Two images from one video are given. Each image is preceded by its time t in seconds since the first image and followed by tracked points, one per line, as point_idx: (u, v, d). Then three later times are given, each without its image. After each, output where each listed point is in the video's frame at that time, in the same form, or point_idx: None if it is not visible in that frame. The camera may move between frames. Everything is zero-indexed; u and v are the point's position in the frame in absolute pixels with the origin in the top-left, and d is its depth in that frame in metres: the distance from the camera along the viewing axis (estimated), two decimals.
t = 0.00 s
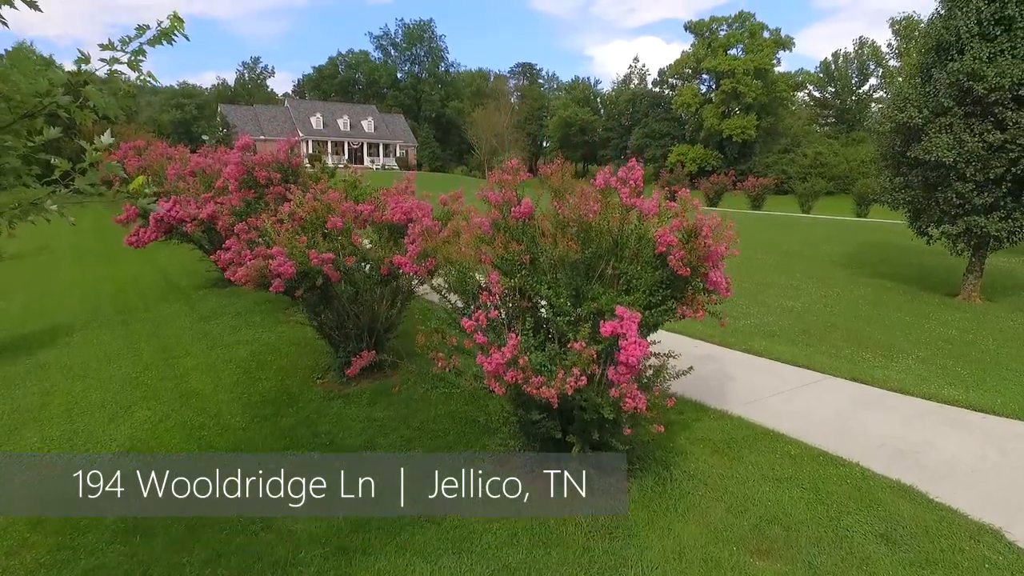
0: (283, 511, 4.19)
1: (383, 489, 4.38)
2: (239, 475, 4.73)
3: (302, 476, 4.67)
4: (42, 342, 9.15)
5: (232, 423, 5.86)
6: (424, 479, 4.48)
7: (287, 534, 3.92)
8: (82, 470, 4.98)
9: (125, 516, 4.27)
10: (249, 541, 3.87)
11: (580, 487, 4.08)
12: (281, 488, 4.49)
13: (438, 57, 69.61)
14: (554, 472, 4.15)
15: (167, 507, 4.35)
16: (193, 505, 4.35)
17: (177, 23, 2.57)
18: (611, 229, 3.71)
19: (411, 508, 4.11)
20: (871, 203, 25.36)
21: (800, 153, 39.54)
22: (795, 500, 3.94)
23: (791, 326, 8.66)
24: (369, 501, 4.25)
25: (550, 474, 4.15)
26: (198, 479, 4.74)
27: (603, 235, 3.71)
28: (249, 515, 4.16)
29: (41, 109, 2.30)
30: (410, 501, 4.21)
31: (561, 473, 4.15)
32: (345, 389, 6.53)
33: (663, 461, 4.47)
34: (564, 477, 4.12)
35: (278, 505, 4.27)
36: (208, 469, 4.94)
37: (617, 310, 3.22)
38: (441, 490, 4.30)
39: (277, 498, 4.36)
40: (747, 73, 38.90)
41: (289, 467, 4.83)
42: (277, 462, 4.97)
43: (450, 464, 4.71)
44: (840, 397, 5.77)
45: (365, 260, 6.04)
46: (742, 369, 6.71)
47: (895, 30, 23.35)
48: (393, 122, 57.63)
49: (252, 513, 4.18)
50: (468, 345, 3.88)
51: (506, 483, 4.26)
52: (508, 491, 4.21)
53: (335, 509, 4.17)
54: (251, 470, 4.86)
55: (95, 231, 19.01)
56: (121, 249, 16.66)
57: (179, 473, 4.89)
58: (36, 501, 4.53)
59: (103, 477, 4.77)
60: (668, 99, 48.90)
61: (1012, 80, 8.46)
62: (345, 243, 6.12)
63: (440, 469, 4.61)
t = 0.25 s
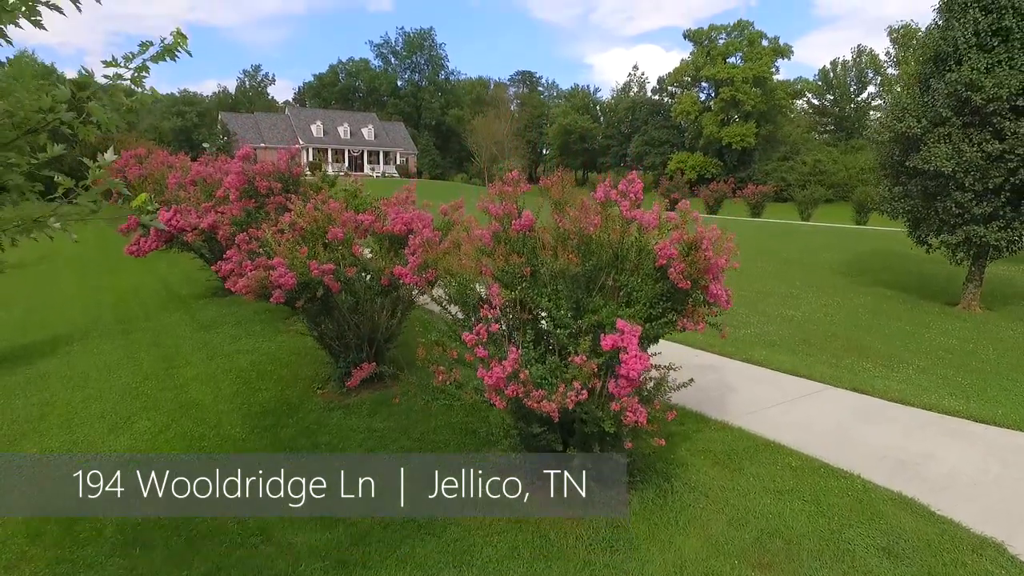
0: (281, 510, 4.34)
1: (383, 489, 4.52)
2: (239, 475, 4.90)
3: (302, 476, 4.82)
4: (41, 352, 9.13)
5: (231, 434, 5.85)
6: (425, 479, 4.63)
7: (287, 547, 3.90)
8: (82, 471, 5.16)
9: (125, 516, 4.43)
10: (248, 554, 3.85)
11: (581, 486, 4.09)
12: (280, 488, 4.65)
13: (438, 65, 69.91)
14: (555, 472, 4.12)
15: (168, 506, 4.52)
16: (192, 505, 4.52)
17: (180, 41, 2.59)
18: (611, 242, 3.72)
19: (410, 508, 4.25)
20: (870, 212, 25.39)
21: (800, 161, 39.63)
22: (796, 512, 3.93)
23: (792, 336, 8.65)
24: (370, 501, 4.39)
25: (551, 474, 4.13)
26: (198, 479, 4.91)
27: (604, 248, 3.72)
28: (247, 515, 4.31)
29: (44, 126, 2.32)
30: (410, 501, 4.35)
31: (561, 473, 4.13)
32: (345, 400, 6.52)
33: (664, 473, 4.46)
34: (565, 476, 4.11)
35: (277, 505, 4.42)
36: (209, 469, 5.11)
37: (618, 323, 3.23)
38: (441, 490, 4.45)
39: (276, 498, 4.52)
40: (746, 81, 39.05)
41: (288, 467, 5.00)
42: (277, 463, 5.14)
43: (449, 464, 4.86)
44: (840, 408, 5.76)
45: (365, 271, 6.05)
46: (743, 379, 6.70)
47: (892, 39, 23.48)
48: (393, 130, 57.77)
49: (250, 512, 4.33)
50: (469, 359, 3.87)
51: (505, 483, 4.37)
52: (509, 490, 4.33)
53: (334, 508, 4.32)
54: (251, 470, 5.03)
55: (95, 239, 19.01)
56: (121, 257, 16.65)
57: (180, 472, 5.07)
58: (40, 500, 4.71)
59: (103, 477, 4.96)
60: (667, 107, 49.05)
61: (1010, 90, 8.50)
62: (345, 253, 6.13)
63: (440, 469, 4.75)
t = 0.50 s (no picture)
0: (279, 509, 4.53)
1: (383, 490, 4.70)
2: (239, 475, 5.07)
3: (301, 483, 4.92)
4: (41, 362, 9.12)
5: (231, 445, 5.83)
6: (426, 479, 4.79)
7: (286, 560, 3.89)
8: (82, 471, 5.35)
9: (127, 522, 4.52)
10: (248, 568, 3.84)
11: (580, 486, 4.05)
12: (279, 490, 4.83)
13: (438, 73, 70.20)
14: (554, 473, 4.03)
15: (168, 506, 4.71)
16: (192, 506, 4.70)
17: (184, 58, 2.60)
18: (612, 255, 3.73)
19: (409, 508, 4.41)
20: (870, 219, 25.43)
21: (799, 169, 39.72)
22: (797, 525, 3.92)
23: (792, 345, 8.66)
24: (370, 504, 4.53)
25: (551, 476, 4.05)
26: (198, 479, 5.11)
27: (604, 261, 3.73)
28: (248, 514, 4.50)
29: (47, 140, 2.32)
30: (410, 502, 4.50)
31: (560, 473, 4.04)
32: (345, 410, 6.51)
33: (665, 484, 4.45)
34: (565, 477, 4.03)
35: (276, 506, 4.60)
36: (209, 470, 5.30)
37: (618, 337, 3.23)
38: (441, 490, 4.61)
39: (276, 499, 4.70)
40: (745, 89, 39.19)
41: (288, 473, 5.10)
42: (276, 463, 5.32)
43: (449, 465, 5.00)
44: (841, 419, 5.76)
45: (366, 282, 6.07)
46: (743, 389, 6.70)
47: (891, 48, 23.60)
48: (394, 138, 57.95)
49: (250, 512, 4.51)
50: (469, 372, 3.88)
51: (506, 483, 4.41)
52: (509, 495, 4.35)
53: (333, 509, 4.49)
54: (251, 476, 5.12)
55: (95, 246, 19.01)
56: (121, 266, 16.64)
57: (179, 473, 5.26)
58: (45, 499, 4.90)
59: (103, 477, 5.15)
60: (667, 115, 49.20)
61: (1008, 100, 8.53)
62: (346, 264, 6.14)
63: (440, 469, 4.90)
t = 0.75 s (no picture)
0: (279, 516, 4.61)
1: (385, 492, 4.85)
2: (240, 475, 5.29)
3: (301, 494, 4.92)
4: (41, 372, 9.11)
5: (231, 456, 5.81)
6: (426, 479, 4.98)
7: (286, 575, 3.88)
8: (83, 478, 5.41)
9: (126, 535, 4.51)
10: None
11: (580, 486, 3.94)
12: (280, 489, 5.03)
13: (438, 82, 70.50)
14: (554, 472, 3.93)
15: (170, 504, 4.92)
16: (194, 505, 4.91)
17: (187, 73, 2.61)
18: (613, 268, 3.74)
19: (409, 507, 4.61)
20: (869, 227, 25.47)
21: (798, 177, 39.81)
22: (799, 539, 3.91)
23: (792, 355, 8.66)
24: (371, 505, 4.69)
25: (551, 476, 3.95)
26: (199, 490, 5.12)
27: (604, 274, 3.74)
28: (247, 527, 4.49)
29: (50, 157, 2.31)
30: (411, 500, 4.70)
31: (560, 473, 3.93)
32: (345, 421, 6.51)
33: (665, 497, 4.45)
34: (565, 476, 3.92)
35: (277, 504, 4.82)
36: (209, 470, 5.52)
37: (618, 351, 3.24)
38: (442, 490, 4.79)
39: (275, 507, 4.76)
40: (744, 97, 39.33)
41: (287, 485, 5.10)
42: (276, 464, 5.53)
43: (449, 465, 5.18)
44: (842, 430, 5.75)
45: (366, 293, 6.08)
46: (743, 400, 6.70)
47: (889, 57, 23.73)
48: (394, 146, 58.11)
49: (250, 525, 4.50)
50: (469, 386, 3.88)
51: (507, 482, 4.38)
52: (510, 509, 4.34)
53: (333, 507, 4.70)
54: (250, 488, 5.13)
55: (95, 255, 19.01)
56: (121, 275, 16.63)
57: (180, 473, 5.48)
58: (53, 498, 5.12)
59: (102, 478, 5.37)
60: (666, 123, 49.36)
61: (1006, 111, 8.57)
62: (347, 274, 6.15)
63: (440, 477, 4.97)
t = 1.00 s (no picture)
0: (279, 527, 4.61)
1: (387, 499, 4.90)
2: (240, 475, 5.50)
3: (300, 506, 4.91)
4: (40, 382, 9.10)
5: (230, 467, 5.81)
6: (427, 487, 5.03)
7: None
8: (83, 490, 5.42)
9: (125, 548, 4.50)
10: None
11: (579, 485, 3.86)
12: (280, 489, 5.24)
13: (438, 90, 70.80)
14: (553, 472, 3.85)
15: (170, 511, 4.99)
16: (196, 502, 5.12)
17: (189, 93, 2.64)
18: (612, 282, 3.75)
19: (410, 514, 4.66)
20: (868, 235, 25.52)
21: (797, 184, 39.91)
22: (799, 553, 3.90)
23: (792, 365, 8.66)
24: (371, 506, 4.86)
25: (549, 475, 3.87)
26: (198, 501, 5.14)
27: (604, 288, 3.75)
28: (246, 539, 4.49)
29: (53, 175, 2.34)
30: (411, 504, 4.80)
31: (560, 473, 3.86)
32: (345, 433, 6.50)
33: (666, 510, 4.44)
34: (564, 476, 3.84)
35: (276, 513, 4.86)
36: (210, 470, 5.75)
37: (618, 366, 3.26)
38: (443, 495, 4.87)
39: (274, 518, 4.77)
40: (743, 105, 39.46)
41: (287, 496, 5.11)
42: (276, 473, 5.57)
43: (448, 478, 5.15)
44: (842, 441, 5.75)
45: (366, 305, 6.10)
46: (743, 410, 6.70)
47: (887, 66, 23.86)
48: (394, 154, 58.26)
49: (249, 538, 4.49)
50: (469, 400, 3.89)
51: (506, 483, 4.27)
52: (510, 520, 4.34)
53: (333, 508, 4.87)
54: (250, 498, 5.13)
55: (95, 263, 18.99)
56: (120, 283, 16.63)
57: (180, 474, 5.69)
58: (60, 499, 5.32)
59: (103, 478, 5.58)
60: (666, 131, 49.50)
61: (1003, 122, 8.62)
62: (347, 286, 6.17)
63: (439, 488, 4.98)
